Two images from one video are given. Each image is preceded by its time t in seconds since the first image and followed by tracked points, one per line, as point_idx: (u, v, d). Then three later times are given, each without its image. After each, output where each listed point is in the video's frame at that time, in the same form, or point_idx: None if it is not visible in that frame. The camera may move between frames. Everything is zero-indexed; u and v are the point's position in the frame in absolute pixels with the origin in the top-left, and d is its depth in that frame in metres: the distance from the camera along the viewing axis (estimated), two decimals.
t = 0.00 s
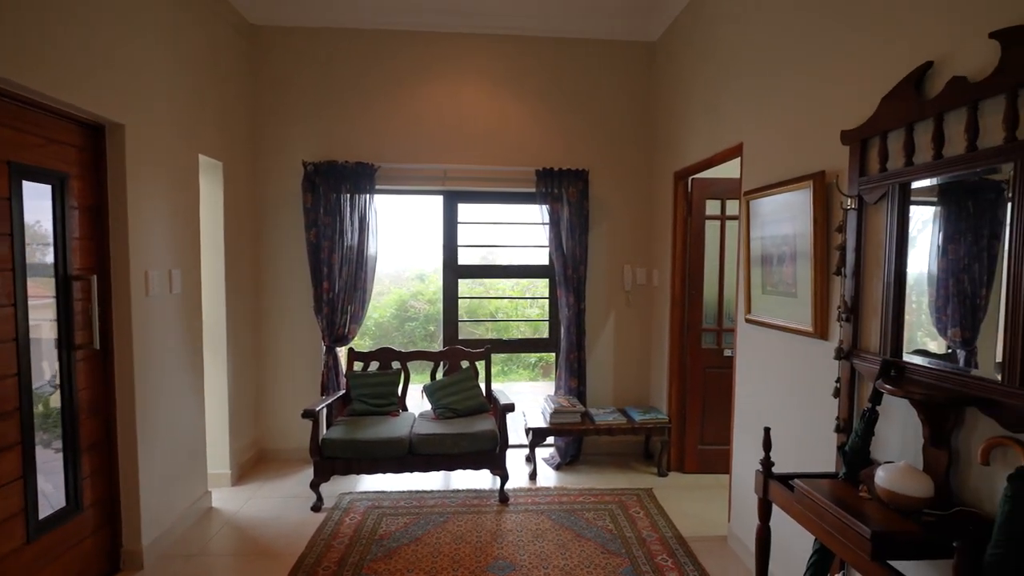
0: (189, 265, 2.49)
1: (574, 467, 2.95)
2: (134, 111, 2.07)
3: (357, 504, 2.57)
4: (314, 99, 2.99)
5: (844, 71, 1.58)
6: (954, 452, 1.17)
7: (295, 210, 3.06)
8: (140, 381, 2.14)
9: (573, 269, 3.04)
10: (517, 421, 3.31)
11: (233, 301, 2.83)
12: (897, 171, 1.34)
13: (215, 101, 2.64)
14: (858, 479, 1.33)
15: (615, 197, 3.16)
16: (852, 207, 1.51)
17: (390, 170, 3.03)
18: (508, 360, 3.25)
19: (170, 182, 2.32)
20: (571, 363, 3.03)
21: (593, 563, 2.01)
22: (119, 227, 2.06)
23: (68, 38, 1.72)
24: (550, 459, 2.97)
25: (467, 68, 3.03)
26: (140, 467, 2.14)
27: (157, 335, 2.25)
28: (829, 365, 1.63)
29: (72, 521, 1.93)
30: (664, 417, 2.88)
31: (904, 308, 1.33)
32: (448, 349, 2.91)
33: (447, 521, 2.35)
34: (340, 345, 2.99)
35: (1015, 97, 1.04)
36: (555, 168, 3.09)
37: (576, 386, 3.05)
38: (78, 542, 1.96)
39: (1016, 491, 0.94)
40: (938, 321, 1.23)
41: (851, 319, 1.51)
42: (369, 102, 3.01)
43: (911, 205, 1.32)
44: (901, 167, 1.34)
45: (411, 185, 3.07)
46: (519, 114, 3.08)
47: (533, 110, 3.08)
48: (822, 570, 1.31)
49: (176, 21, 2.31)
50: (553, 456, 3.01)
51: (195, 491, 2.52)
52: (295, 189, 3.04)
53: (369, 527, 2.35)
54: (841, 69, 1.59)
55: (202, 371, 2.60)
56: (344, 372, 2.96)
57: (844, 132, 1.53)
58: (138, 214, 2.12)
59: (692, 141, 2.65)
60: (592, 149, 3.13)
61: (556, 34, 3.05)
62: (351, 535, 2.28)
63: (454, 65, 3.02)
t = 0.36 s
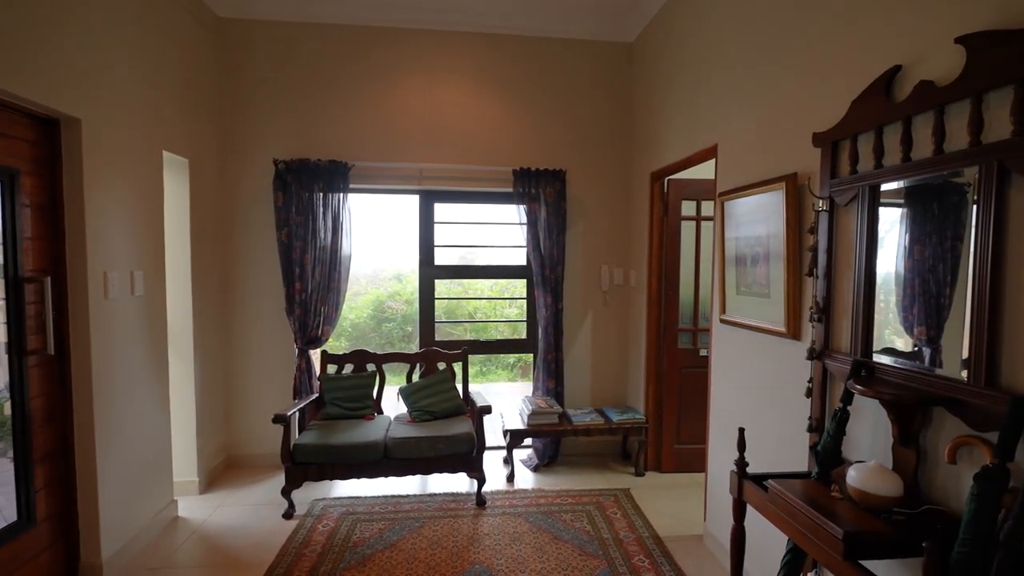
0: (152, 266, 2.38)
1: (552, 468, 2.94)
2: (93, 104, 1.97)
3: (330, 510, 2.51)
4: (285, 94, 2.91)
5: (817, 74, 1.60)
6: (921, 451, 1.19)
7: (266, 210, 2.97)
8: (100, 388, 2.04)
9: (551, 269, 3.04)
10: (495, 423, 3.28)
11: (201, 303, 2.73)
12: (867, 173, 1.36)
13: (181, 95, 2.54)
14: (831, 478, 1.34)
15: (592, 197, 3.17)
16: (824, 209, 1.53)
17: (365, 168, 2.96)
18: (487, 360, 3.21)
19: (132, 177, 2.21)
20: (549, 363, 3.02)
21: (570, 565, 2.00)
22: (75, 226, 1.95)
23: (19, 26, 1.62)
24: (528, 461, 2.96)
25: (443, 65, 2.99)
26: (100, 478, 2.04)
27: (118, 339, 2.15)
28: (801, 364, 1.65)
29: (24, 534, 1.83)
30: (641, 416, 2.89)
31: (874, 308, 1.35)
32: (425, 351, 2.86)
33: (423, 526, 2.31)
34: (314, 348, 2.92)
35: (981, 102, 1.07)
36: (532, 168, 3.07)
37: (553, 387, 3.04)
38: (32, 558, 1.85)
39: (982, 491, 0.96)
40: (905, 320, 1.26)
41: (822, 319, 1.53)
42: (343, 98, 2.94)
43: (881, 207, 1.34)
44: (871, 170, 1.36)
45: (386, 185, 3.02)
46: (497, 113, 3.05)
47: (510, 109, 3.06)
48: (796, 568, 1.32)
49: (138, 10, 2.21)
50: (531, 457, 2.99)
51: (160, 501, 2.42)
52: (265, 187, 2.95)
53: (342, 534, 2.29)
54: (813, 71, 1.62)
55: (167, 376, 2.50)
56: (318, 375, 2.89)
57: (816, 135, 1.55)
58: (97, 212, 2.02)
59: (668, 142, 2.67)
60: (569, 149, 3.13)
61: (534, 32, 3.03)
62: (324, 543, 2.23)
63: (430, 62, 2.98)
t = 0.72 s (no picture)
0: (115, 266, 2.28)
1: (530, 469, 2.92)
2: (49, 97, 1.88)
3: (303, 517, 2.44)
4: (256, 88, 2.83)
5: (787, 77, 1.63)
6: (888, 447, 1.22)
7: (236, 209, 2.88)
8: (58, 394, 1.94)
9: (528, 269, 3.02)
10: (473, 424, 3.25)
11: (167, 304, 2.64)
12: (837, 174, 1.39)
13: (145, 88, 2.44)
14: (803, 476, 1.36)
15: (570, 197, 3.17)
16: (795, 210, 1.55)
17: (339, 166, 2.90)
18: (466, 361, 3.18)
19: (92, 173, 2.12)
20: (527, 364, 3.01)
21: (548, 568, 1.99)
22: (31, 224, 1.85)
23: None
24: (506, 462, 2.94)
25: (419, 62, 2.95)
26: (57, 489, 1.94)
27: (77, 343, 2.05)
28: (774, 364, 1.67)
29: None
30: (618, 416, 2.90)
31: (844, 307, 1.38)
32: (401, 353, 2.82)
33: (399, 531, 2.27)
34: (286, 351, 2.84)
35: (945, 105, 1.09)
36: (510, 167, 3.06)
37: (531, 388, 3.03)
38: None
39: (947, 486, 0.98)
40: (874, 318, 1.28)
41: (794, 318, 1.55)
42: (316, 94, 2.87)
43: (850, 208, 1.37)
44: (841, 171, 1.38)
45: (360, 184, 2.96)
46: (474, 112, 3.02)
47: (488, 108, 3.04)
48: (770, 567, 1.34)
49: None
50: (509, 459, 2.97)
51: (124, 510, 2.32)
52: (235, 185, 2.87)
53: (315, 540, 2.23)
54: (785, 74, 1.64)
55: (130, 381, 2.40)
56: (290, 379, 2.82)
57: (787, 136, 1.57)
58: (54, 210, 1.92)
59: (644, 143, 2.68)
60: (547, 149, 3.12)
61: (511, 31, 3.02)
62: (296, 550, 2.17)
63: (406, 59, 2.93)
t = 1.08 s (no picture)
0: (75, 266, 2.18)
1: (508, 471, 2.91)
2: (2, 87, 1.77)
3: (274, 524, 2.37)
4: (224, 82, 2.74)
5: (759, 79, 1.65)
6: (856, 444, 1.24)
7: (205, 207, 2.79)
8: (13, 400, 1.84)
9: (505, 269, 3.01)
10: (450, 426, 3.22)
11: (132, 306, 2.54)
12: (807, 176, 1.41)
13: (108, 80, 2.34)
14: (774, 475, 1.37)
15: (547, 198, 3.17)
16: (767, 211, 1.58)
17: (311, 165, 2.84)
18: (444, 361, 3.15)
19: (52, 168, 2.02)
20: (504, 365, 2.99)
21: (524, 570, 1.98)
22: None
23: None
24: (484, 463, 2.92)
25: (395, 59, 2.90)
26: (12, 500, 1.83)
27: (33, 347, 1.95)
28: (746, 363, 1.70)
29: None
30: (595, 416, 2.92)
31: (814, 306, 1.40)
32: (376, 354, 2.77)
33: (374, 536, 2.23)
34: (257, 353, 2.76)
35: (909, 108, 1.12)
36: (486, 167, 3.04)
37: (509, 389, 3.02)
38: None
39: (913, 485, 1.00)
40: (843, 317, 1.31)
41: (766, 318, 1.57)
42: (288, 89, 2.80)
43: (820, 210, 1.39)
44: (811, 173, 1.41)
45: (334, 183, 2.90)
46: (452, 110, 3.00)
47: (465, 107, 3.01)
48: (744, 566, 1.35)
49: None
50: (486, 460, 2.95)
51: (85, 520, 2.21)
52: (203, 182, 2.77)
53: (287, 548, 2.17)
54: (756, 77, 1.66)
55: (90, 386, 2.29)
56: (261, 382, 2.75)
57: (759, 138, 1.59)
58: (9, 208, 1.82)
59: (621, 143, 2.69)
60: (524, 149, 3.11)
61: (488, 30, 3.00)
62: (267, 557, 2.11)
63: (381, 55, 2.88)
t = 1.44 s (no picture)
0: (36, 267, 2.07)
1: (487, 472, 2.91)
2: None
3: (246, 532, 2.31)
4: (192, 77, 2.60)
5: (732, 82, 1.67)
6: (826, 441, 1.27)
7: (173, 205, 2.71)
8: None
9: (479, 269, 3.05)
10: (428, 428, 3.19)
11: (98, 306, 2.47)
12: (780, 179, 1.44)
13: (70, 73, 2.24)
14: (748, 473, 1.39)
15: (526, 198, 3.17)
16: (741, 213, 1.60)
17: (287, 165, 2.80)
18: (422, 362, 3.11)
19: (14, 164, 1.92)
20: (484, 367, 3.03)
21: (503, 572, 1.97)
22: None
23: None
24: (463, 465, 2.91)
25: (372, 56, 2.86)
26: None
27: None
28: (720, 362, 1.73)
29: None
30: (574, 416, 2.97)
31: (787, 306, 1.43)
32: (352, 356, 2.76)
33: (350, 541, 2.19)
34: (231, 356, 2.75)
35: (877, 113, 1.15)
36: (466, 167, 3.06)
37: (487, 389, 3.07)
38: None
39: (880, 482, 1.03)
40: (815, 317, 1.33)
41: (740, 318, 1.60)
42: (261, 86, 2.74)
43: (792, 212, 1.42)
44: (783, 175, 1.44)
45: (311, 186, 2.88)
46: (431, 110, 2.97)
47: (444, 107, 2.99)
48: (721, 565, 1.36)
49: None
50: (466, 462, 2.94)
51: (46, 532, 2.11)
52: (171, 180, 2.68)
53: (260, 555, 2.12)
54: (729, 81, 1.69)
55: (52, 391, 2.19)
56: (233, 385, 2.73)
57: (733, 141, 1.63)
58: None
59: (599, 144, 2.70)
60: (503, 150, 3.11)
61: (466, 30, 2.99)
62: (238, 566, 2.05)
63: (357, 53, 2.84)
